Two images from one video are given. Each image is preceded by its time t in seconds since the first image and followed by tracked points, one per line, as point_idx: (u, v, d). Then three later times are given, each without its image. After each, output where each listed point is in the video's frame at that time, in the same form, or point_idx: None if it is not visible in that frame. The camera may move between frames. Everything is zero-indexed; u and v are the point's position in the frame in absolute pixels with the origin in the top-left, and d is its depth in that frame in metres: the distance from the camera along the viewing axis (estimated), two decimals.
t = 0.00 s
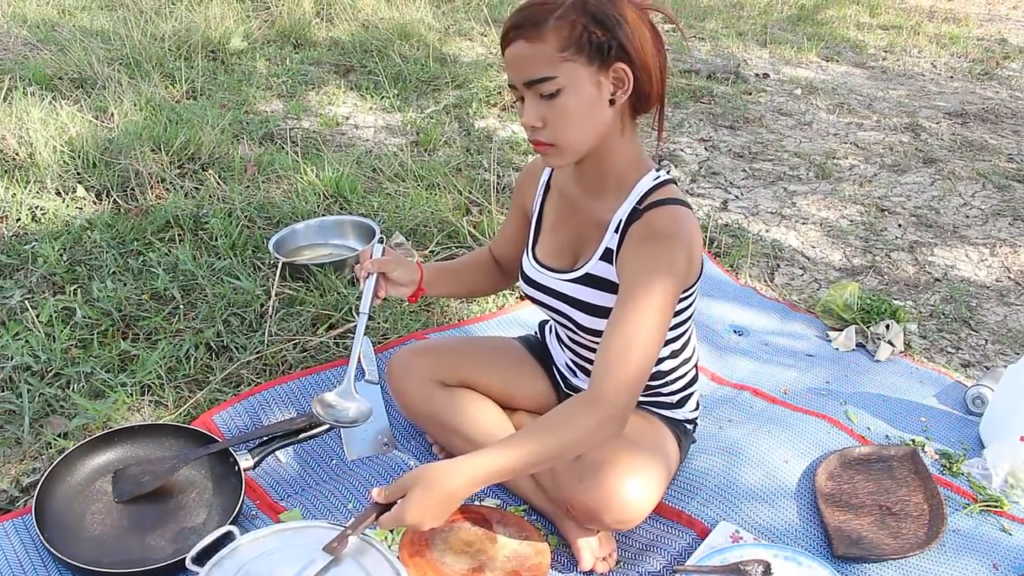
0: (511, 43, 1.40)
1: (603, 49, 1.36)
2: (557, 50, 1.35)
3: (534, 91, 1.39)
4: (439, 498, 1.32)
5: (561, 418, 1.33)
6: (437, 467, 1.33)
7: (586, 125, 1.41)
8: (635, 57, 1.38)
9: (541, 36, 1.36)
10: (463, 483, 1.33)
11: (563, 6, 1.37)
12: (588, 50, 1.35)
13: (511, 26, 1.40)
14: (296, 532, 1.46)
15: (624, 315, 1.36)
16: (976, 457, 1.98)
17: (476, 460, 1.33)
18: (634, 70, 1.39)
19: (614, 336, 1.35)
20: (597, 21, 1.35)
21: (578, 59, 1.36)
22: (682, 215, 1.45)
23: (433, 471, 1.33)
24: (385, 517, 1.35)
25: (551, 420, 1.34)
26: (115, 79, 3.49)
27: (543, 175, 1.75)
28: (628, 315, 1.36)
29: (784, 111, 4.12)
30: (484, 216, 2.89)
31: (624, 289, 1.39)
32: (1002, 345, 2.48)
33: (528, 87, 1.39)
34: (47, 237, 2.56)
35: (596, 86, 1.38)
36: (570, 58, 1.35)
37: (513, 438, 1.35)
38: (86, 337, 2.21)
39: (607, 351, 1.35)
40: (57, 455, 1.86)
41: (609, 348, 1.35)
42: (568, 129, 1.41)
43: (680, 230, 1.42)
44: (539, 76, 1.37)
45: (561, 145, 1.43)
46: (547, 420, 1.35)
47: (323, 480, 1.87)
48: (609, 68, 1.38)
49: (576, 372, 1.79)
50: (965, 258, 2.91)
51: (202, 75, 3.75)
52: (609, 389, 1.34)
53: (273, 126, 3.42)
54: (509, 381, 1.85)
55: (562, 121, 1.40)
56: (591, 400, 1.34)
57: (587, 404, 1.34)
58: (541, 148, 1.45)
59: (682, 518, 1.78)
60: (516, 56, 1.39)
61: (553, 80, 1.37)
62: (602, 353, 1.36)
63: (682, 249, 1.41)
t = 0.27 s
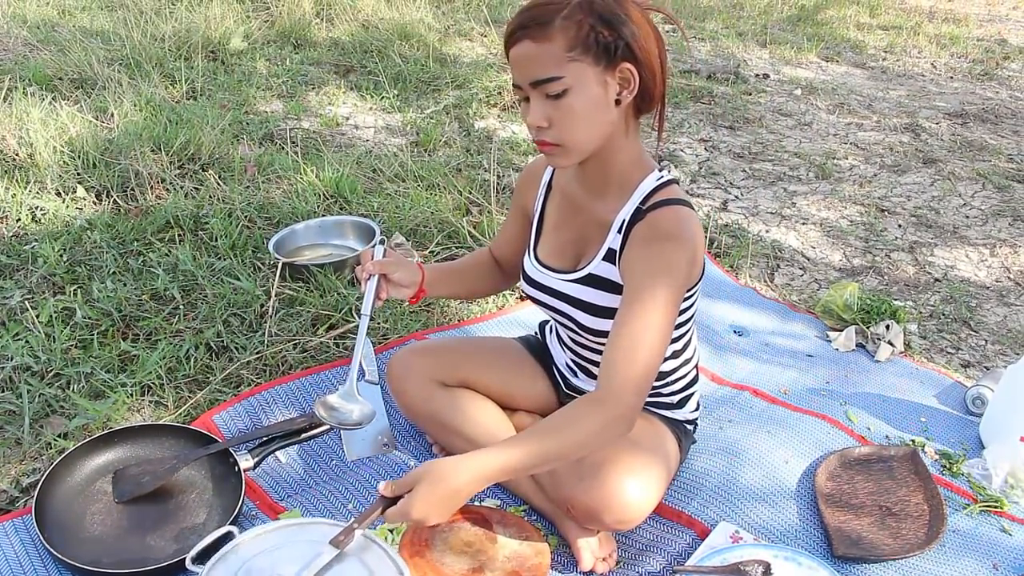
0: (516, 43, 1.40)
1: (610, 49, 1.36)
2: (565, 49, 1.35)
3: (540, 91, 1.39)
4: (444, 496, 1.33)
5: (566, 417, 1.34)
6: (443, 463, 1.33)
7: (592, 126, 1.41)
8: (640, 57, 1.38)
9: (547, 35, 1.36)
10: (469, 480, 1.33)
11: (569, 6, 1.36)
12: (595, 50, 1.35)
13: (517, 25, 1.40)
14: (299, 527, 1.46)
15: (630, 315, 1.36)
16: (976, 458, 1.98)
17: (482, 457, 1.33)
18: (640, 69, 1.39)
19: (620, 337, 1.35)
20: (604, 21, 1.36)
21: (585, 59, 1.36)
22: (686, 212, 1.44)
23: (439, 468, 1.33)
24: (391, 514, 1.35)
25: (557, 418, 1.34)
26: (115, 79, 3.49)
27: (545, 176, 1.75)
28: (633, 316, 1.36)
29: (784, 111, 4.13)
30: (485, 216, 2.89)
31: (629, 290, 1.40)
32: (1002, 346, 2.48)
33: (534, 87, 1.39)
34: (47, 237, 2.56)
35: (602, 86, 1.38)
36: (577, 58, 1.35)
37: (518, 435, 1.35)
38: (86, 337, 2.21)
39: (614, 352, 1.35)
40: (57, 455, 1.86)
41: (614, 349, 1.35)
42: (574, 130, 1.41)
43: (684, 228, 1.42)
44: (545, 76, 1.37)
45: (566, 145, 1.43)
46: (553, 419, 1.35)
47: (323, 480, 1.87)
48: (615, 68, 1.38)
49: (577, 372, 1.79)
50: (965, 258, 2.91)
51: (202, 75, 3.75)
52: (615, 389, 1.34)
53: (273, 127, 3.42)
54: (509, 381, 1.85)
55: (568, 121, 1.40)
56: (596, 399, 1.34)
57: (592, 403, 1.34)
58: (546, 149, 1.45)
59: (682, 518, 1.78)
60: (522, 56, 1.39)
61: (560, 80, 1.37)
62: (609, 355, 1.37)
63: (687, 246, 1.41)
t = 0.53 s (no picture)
0: (519, 42, 1.40)
1: (613, 49, 1.36)
2: (568, 49, 1.35)
3: (543, 91, 1.39)
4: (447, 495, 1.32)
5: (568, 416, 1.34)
6: (445, 462, 1.33)
7: (595, 126, 1.41)
8: (642, 57, 1.39)
9: (551, 35, 1.36)
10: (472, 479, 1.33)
11: (572, 6, 1.36)
12: (598, 50, 1.36)
13: (520, 25, 1.40)
14: (300, 525, 1.46)
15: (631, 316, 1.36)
16: (976, 458, 1.98)
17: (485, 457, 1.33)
18: (642, 69, 1.40)
19: (621, 337, 1.35)
20: (607, 21, 1.36)
21: (588, 59, 1.36)
22: (687, 212, 1.44)
23: (441, 467, 1.33)
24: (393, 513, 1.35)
25: (559, 418, 1.34)
26: (115, 79, 3.49)
27: (545, 176, 1.75)
28: (634, 316, 1.36)
29: (784, 111, 4.13)
30: (485, 216, 2.89)
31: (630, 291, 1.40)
32: (1002, 346, 2.48)
33: (537, 87, 1.39)
34: (47, 237, 2.56)
35: (605, 85, 1.38)
36: (581, 57, 1.35)
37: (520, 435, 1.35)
38: (86, 338, 2.21)
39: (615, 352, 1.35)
40: (58, 455, 1.86)
41: (616, 349, 1.35)
42: (576, 129, 1.40)
43: (685, 229, 1.42)
44: (549, 75, 1.37)
45: (568, 145, 1.42)
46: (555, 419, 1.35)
47: (323, 480, 1.87)
48: (618, 68, 1.38)
49: (577, 373, 1.79)
50: (965, 258, 2.91)
51: (202, 75, 3.75)
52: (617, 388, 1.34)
53: (273, 127, 3.42)
54: (509, 381, 1.85)
55: (571, 120, 1.39)
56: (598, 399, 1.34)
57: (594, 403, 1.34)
58: (548, 148, 1.45)
59: (682, 518, 1.78)
60: (524, 55, 1.39)
61: (563, 80, 1.37)
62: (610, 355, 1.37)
63: (688, 247, 1.41)
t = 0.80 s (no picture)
0: (522, 41, 1.40)
1: (616, 49, 1.36)
2: (571, 48, 1.35)
3: (545, 90, 1.39)
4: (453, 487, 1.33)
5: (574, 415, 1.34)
6: (452, 458, 1.34)
7: (597, 125, 1.41)
8: (645, 57, 1.39)
9: (554, 34, 1.36)
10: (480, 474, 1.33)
11: (576, 5, 1.36)
12: (601, 50, 1.35)
13: (523, 24, 1.40)
14: (302, 524, 1.46)
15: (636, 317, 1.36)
16: (976, 458, 1.98)
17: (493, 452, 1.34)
18: (645, 69, 1.40)
19: (626, 338, 1.35)
20: (610, 20, 1.35)
21: (591, 58, 1.35)
22: (690, 212, 1.44)
23: (449, 464, 1.34)
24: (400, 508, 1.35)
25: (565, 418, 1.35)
26: (115, 79, 3.49)
27: (546, 176, 1.75)
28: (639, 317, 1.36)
29: (784, 111, 4.12)
30: (485, 217, 2.88)
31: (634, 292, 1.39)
32: (1002, 346, 2.48)
33: (539, 86, 1.39)
34: (47, 237, 2.56)
35: (607, 85, 1.38)
36: (583, 57, 1.35)
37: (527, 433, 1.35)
38: (87, 338, 2.21)
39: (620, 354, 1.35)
40: (58, 455, 1.86)
41: (622, 348, 1.35)
42: (577, 129, 1.40)
43: (688, 229, 1.42)
44: (551, 74, 1.37)
45: (571, 144, 1.42)
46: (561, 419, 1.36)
47: (323, 480, 1.87)
48: (621, 68, 1.38)
49: (578, 372, 1.79)
50: (966, 258, 2.91)
51: (202, 75, 3.75)
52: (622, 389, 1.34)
53: (273, 127, 3.42)
54: (509, 382, 1.86)
55: (573, 120, 1.39)
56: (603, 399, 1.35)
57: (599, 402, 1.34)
58: (551, 147, 1.44)
59: (682, 518, 1.78)
60: (527, 54, 1.38)
61: (566, 79, 1.36)
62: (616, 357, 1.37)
63: (692, 248, 1.41)
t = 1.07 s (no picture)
0: (522, 47, 1.40)
1: (616, 57, 1.35)
2: (569, 58, 1.35)
3: (545, 97, 1.39)
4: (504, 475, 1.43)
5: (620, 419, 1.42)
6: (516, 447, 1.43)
7: (596, 133, 1.41)
8: (646, 66, 1.37)
9: (553, 43, 1.35)
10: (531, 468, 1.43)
11: (576, 12, 1.36)
12: (600, 59, 1.35)
13: (523, 29, 1.40)
14: (303, 524, 1.45)
15: (663, 327, 1.38)
16: (977, 458, 1.98)
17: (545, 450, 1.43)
18: (646, 78, 1.38)
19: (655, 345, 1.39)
20: (611, 29, 1.34)
21: (589, 68, 1.35)
22: (693, 215, 1.44)
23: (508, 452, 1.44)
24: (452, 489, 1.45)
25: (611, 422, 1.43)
26: (116, 80, 3.49)
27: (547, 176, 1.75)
28: (667, 329, 1.38)
29: (784, 112, 4.12)
30: (485, 217, 2.88)
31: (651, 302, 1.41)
32: (1002, 346, 2.48)
33: (539, 93, 1.39)
34: (48, 238, 2.56)
35: (607, 93, 1.38)
36: (581, 67, 1.35)
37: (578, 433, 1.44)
38: (87, 338, 2.21)
39: (653, 362, 1.39)
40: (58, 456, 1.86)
41: (653, 354, 1.39)
42: (575, 137, 1.41)
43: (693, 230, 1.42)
44: (549, 83, 1.37)
45: (569, 152, 1.43)
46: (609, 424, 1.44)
47: (323, 480, 1.87)
48: (621, 76, 1.37)
49: (578, 373, 1.79)
50: (966, 258, 2.91)
51: (203, 76, 3.75)
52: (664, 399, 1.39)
53: (273, 127, 3.42)
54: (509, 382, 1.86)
55: (571, 128, 1.40)
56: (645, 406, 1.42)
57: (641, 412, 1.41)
58: (550, 154, 1.45)
59: (682, 518, 1.78)
60: (527, 60, 1.39)
61: (563, 88, 1.37)
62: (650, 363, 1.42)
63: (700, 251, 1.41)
